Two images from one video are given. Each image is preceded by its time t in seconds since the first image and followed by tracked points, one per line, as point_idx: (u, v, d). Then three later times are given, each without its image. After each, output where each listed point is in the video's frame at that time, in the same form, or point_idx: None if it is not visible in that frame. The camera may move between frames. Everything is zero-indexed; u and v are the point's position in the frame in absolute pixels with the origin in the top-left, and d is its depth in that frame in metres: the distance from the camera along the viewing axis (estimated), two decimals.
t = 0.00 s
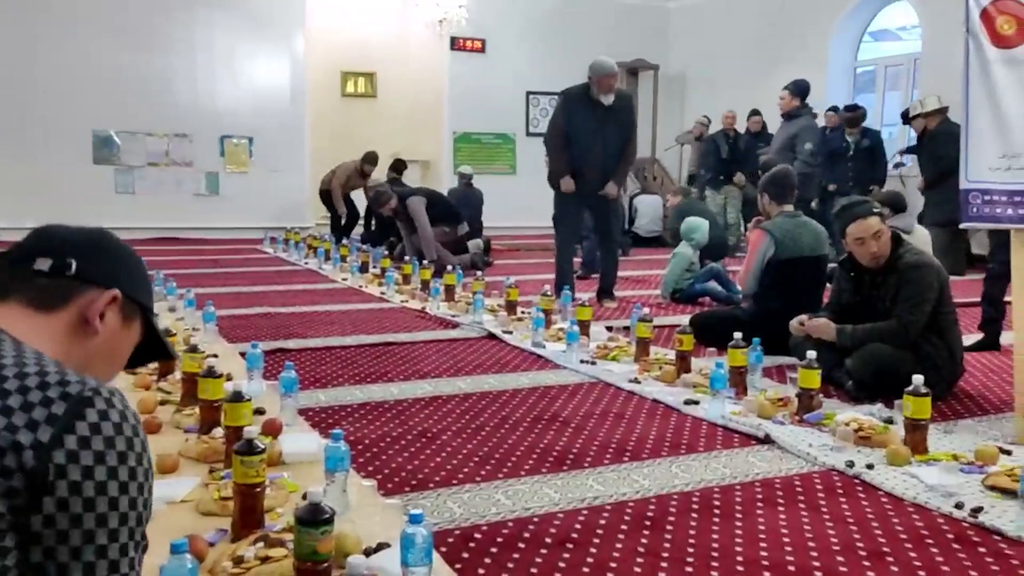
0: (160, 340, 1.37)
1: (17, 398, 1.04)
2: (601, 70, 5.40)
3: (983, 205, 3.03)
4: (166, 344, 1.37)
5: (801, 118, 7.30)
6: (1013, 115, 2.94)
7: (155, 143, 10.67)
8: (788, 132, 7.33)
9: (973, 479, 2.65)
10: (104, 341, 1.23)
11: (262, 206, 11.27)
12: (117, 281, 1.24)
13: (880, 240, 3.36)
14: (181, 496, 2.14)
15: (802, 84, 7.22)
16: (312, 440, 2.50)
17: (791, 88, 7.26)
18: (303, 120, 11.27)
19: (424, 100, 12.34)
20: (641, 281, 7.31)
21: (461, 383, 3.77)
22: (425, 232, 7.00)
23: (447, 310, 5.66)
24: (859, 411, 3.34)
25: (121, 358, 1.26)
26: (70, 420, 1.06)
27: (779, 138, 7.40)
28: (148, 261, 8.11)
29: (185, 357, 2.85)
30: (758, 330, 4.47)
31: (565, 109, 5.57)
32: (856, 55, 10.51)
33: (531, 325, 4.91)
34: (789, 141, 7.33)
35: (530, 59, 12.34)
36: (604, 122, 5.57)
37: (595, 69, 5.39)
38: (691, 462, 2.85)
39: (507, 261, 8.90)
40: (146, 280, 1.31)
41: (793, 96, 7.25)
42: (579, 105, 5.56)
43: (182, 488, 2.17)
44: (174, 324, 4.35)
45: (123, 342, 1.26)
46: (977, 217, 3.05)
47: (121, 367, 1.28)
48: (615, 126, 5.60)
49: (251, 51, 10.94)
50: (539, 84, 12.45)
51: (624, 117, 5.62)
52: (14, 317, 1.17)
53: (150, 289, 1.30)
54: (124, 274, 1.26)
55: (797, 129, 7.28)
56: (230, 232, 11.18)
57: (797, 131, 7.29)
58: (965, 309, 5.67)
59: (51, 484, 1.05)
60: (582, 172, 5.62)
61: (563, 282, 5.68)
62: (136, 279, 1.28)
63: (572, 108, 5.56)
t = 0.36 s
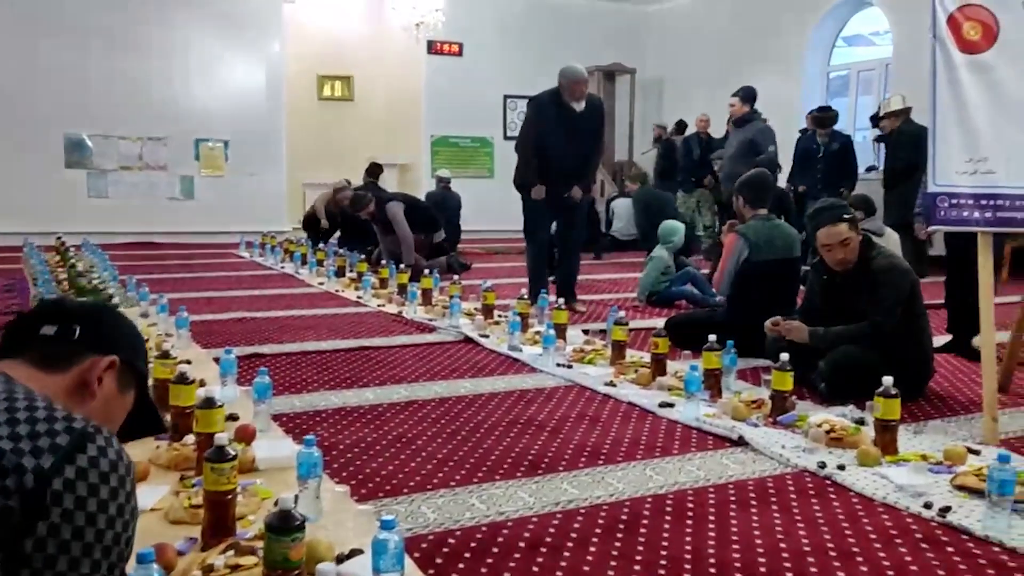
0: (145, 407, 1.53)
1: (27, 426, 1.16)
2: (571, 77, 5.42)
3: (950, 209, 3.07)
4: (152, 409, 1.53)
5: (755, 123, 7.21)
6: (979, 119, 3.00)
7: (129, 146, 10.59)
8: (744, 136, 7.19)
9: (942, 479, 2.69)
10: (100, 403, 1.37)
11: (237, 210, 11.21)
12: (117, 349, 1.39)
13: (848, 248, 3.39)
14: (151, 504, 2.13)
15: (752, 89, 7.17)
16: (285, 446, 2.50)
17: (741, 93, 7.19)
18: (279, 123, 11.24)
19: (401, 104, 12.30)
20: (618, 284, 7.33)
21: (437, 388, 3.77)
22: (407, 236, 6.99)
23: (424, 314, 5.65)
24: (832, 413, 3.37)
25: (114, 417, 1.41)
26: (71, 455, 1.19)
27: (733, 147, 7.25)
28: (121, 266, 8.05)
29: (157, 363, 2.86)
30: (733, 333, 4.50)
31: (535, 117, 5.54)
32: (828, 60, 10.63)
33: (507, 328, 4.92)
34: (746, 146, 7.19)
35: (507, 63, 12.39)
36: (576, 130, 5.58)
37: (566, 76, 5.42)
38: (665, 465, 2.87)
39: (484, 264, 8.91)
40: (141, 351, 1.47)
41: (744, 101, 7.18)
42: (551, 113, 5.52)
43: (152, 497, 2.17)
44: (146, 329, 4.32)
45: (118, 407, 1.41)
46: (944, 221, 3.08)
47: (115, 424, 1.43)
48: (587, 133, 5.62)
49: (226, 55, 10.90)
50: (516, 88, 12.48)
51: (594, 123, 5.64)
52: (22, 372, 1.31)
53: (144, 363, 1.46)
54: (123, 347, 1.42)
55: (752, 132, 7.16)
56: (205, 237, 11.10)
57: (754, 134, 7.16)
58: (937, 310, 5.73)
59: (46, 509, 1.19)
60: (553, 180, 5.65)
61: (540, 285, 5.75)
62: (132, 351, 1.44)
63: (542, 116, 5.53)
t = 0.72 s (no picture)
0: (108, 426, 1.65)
1: None
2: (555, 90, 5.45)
3: (913, 218, 3.11)
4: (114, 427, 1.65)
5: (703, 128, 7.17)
6: (941, 130, 3.08)
7: (98, 156, 10.51)
8: (696, 141, 7.12)
9: (907, 485, 2.73)
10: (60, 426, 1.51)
11: (208, 220, 11.14)
12: (76, 375, 1.52)
13: (799, 264, 3.47)
14: (116, 520, 2.12)
15: (695, 97, 7.13)
16: (255, 460, 2.49)
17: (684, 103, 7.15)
18: (251, 132, 11.19)
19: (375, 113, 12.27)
20: (591, 293, 7.36)
21: (409, 398, 3.77)
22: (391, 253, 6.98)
23: (397, 324, 5.65)
24: (800, 420, 3.41)
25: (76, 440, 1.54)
26: (22, 478, 1.29)
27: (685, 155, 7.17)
28: (90, 278, 7.97)
29: (124, 376, 2.84)
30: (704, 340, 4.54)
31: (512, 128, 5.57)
32: (797, 71, 10.78)
33: (480, 338, 4.93)
34: (698, 151, 7.12)
35: (481, 72, 12.42)
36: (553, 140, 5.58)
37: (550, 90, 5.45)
38: (636, 474, 2.88)
39: (458, 274, 8.91)
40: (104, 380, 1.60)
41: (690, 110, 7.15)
42: (530, 123, 5.53)
43: (117, 513, 2.15)
44: (115, 341, 4.29)
45: (76, 435, 1.53)
46: (907, 230, 3.11)
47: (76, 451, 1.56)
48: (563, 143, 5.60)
49: (197, 64, 10.85)
50: (490, 97, 12.50)
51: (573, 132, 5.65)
52: None
53: (104, 392, 1.58)
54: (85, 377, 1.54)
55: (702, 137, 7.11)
56: (175, 247, 11.01)
57: (704, 138, 7.10)
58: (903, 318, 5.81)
59: None
60: (530, 191, 5.66)
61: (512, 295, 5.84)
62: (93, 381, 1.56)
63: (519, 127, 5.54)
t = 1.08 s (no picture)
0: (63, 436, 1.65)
1: None
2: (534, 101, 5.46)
3: (873, 230, 3.15)
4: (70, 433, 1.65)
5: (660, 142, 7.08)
6: (899, 144, 3.14)
7: (62, 169, 10.41)
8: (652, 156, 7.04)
9: (869, 493, 2.77)
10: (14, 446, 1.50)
11: (175, 234, 11.06)
12: (28, 396, 1.51)
13: (751, 282, 3.56)
14: (76, 540, 2.10)
15: (650, 111, 7.05)
16: (219, 477, 2.48)
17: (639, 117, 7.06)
18: (219, 145, 11.13)
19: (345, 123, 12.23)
20: (561, 305, 7.38)
21: (377, 413, 3.76)
22: (371, 265, 7.08)
23: (366, 337, 5.63)
24: (766, 430, 3.45)
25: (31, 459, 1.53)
26: None
27: (643, 171, 7.08)
28: (54, 293, 7.88)
29: (85, 395, 2.81)
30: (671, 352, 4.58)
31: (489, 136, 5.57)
32: (763, 84, 10.93)
33: (449, 351, 4.93)
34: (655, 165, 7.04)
35: (450, 84, 12.44)
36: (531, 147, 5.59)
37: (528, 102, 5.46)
38: (604, 486, 2.90)
39: (427, 286, 8.90)
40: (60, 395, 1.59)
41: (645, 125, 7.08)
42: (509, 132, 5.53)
43: (77, 533, 2.14)
44: (79, 357, 4.24)
45: (31, 453, 1.53)
46: (868, 242, 3.16)
47: (30, 469, 1.55)
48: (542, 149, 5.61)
49: (164, 76, 10.78)
50: (460, 110, 12.52)
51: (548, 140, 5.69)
52: None
53: (58, 409, 1.57)
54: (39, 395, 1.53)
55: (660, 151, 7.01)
56: (142, 260, 10.92)
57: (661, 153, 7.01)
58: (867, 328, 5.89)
59: None
60: (508, 198, 5.65)
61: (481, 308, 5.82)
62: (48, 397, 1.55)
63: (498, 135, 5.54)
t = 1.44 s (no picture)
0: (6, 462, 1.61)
1: None
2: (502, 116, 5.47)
3: (829, 240, 3.19)
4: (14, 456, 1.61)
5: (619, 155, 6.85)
6: (852, 156, 3.20)
7: (20, 183, 10.27)
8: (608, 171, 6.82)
9: (827, 500, 2.80)
10: None
11: (137, 248, 10.94)
12: None
13: (712, 294, 3.61)
14: (29, 561, 2.07)
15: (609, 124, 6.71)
16: (177, 495, 2.46)
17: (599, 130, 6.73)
18: (182, 157, 11.04)
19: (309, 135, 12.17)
20: (526, 316, 7.39)
21: (340, 427, 3.74)
22: (342, 272, 7.19)
23: (331, 350, 5.59)
24: (727, 439, 3.48)
25: None
26: None
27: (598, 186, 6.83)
28: (11, 308, 7.76)
29: (40, 413, 2.77)
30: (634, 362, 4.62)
31: (456, 148, 5.56)
32: (725, 96, 11.09)
33: (414, 364, 4.91)
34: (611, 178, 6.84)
35: (415, 95, 12.44)
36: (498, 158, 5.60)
37: (496, 117, 5.46)
38: (566, 497, 2.91)
39: (393, 298, 8.87)
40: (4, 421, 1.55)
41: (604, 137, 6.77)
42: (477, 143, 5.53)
43: (30, 554, 2.11)
44: (34, 374, 4.18)
45: None
46: (825, 253, 3.18)
47: None
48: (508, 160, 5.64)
49: (125, 88, 10.68)
50: (425, 121, 12.53)
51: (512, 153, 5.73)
52: None
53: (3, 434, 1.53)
54: None
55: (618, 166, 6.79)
56: (102, 275, 10.79)
57: (618, 167, 6.81)
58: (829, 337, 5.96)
59: None
60: (473, 211, 5.64)
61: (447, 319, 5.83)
62: None
63: (465, 148, 5.54)
